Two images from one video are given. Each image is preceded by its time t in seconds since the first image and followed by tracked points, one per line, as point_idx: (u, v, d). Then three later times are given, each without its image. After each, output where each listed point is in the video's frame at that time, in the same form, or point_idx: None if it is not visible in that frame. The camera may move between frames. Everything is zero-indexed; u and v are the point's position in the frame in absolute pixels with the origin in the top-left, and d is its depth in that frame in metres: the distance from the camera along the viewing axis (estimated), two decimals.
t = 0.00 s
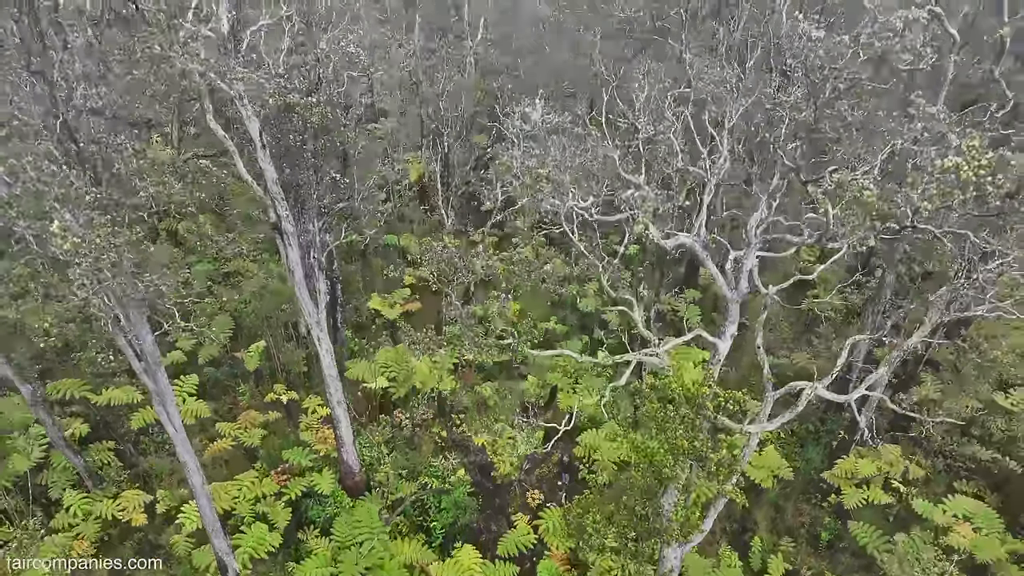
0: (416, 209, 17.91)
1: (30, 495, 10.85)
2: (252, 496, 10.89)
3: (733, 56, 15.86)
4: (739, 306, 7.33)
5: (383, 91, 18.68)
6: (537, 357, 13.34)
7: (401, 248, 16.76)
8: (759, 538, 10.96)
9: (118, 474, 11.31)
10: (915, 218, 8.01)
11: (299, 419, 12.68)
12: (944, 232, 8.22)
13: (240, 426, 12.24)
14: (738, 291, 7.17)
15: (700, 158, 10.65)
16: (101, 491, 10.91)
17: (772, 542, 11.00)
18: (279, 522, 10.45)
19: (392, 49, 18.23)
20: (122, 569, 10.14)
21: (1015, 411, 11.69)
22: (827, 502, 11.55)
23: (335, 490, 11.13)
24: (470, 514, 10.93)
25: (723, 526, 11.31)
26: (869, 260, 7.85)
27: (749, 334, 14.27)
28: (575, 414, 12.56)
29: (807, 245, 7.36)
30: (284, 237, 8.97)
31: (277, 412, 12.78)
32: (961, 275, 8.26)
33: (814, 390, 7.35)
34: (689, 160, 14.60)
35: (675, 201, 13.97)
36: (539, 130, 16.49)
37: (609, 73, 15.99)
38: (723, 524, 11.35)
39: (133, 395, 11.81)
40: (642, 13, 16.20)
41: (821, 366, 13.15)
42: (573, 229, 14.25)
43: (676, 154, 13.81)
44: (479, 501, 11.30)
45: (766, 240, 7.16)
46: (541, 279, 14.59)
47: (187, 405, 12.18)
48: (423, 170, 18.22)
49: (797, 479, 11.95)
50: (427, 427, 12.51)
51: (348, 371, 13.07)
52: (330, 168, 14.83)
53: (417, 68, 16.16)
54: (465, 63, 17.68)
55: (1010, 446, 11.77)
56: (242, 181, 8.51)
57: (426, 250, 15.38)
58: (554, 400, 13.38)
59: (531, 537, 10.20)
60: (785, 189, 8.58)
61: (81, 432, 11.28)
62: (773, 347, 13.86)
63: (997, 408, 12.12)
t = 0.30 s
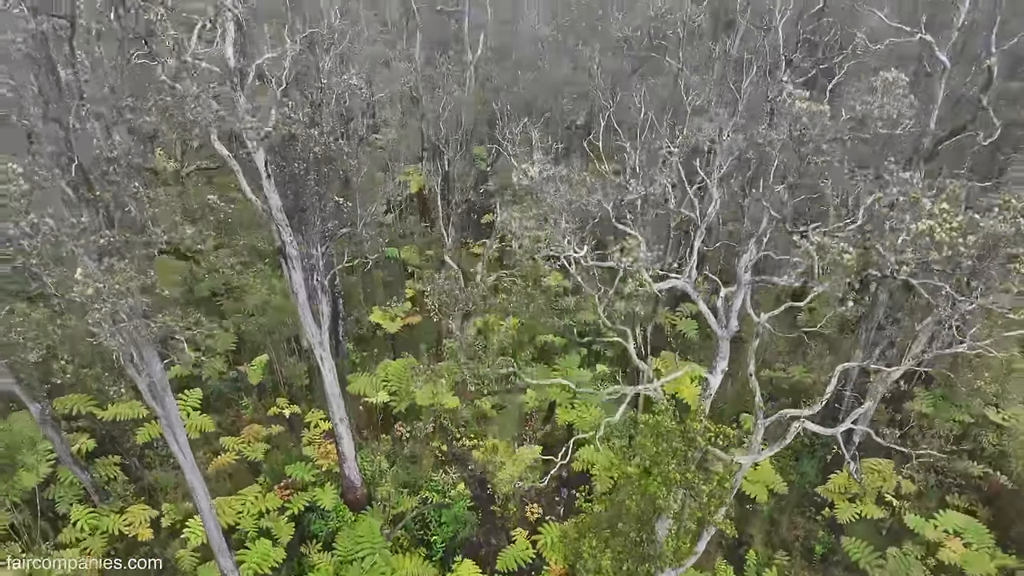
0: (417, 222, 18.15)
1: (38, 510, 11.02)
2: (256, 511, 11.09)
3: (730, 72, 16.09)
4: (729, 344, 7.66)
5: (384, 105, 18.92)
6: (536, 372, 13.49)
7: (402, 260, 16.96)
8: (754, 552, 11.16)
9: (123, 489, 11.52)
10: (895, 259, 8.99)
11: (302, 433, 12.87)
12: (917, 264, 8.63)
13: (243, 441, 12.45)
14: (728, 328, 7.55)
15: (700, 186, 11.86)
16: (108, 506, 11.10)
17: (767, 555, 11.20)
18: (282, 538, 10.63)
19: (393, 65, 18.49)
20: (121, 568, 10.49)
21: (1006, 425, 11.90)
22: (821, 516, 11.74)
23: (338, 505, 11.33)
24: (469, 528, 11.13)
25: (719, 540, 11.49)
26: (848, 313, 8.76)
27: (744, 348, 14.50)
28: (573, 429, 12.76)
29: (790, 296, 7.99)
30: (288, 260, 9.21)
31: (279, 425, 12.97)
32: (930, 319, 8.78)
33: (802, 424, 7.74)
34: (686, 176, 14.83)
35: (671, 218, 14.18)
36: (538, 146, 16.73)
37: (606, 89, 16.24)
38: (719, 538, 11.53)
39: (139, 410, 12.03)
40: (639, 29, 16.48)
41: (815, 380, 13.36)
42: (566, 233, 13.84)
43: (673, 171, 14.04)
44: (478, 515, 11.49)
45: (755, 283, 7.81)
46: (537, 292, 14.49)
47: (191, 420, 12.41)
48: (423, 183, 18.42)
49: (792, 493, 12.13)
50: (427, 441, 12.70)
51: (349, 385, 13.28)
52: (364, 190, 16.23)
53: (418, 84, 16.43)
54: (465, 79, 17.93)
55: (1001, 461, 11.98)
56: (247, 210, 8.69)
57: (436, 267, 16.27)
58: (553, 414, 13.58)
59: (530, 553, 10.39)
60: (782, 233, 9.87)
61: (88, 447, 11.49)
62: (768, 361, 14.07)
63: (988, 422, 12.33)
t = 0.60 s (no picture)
0: (417, 234, 18.36)
1: (46, 523, 11.30)
2: (260, 525, 11.30)
3: (725, 88, 16.41)
4: (721, 376, 8.50)
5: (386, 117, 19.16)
6: (536, 386, 13.69)
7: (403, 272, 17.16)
8: (750, 564, 11.37)
9: (130, 502, 11.72)
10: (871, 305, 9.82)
11: (305, 446, 13.07)
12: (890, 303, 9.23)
13: (247, 454, 12.64)
14: (719, 363, 8.40)
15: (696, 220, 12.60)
16: (114, 520, 11.30)
17: (762, 567, 11.41)
18: (286, 551, 10.83)
19: (394, 79, 18.78)
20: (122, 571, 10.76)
21: (997, 440, 12.10)
22: (815, 528, 11.95)
23: (341, 518, 11.51)
24: (469, 541, 11.36)
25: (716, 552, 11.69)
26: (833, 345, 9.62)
27: (741, 362, 14.75)
28: (572, 442, 12.99)
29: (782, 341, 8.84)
30: (293, 282, 9.53)
31: (282, 438, 13.17)
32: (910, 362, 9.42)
33: (793, 452, 8.57)
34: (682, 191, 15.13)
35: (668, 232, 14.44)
36: (537, 159, 16.99)
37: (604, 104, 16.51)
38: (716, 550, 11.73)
39: (144, 424, 12.20)
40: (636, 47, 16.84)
41: (812, 394, 13.59)
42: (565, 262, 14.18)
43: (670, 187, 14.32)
44: (478, 528, 11.71)
45: (746, 319, 8.54)
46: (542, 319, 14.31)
47: (196, 434, 12.57)
48: (423, 195, 18.62)
49: (787, 506, 12.35)
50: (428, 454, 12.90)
51: (352, 398, 13.44)
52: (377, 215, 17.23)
53: (419, 99, 16.69)
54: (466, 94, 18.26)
55: (993, 474, 12.18)
56: (254, 235, 9.26)
57: (439, 284, 16.74)
58: (551, 427, 13.84)
59: (529, 566, 10.61)
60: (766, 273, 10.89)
61: (94, 462, 11.73)
62: (764, 374, 14.34)
63: (981, 436, 12.53)
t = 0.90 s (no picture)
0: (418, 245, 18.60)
1: (55, 535, 11.55)
2: (264, 537, 11.50)
3: (720, 103, 16.76)
4: (714, 408, 9.20)
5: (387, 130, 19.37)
6: (536, 398, 13.90)
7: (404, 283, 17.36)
8: None
9: (137, 515, 11.94)
10: (849, 342, 10.56)
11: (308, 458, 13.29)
12: (871, 339, 9.68)
13: (252, 466, 12.85)
14: (711, 396, 9.07)
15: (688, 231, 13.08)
16: (122, 532, 11.53)
17: None
18: (290, 563, 11.03)
19: (396, 91, 19.09)
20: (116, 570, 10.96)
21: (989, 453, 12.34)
22: (810, 539, 12.16)
23: (344, 531, 11.72)
24: (470, 553, 11.61)
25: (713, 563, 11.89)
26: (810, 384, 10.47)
27: (738, 374, 14.97)
28: (571, 455, 13.24)
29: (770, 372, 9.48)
30: (297, 302, 9.76)
31: (286, 450, 13.39)
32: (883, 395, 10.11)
33: (783, 479, 8.97)
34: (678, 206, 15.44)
35: (665, 246, 14.69)
36: (536, 172, 17.25)
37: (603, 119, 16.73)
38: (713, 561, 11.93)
39: (151, 438, 12.40)
40: (633, 62, 17.23)
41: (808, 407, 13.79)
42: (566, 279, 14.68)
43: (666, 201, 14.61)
44: (478, 540, 11.94)
45: (737, 354, 9.24)
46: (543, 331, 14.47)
47: (201, 446, 12.78)
48: (424, 207, 18.87)
49: (782, 517, 12.56)
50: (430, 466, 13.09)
51: (354, 411, 13.66)
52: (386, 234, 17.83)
53: (421, 113, 16.93)
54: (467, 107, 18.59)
55: (984, 487, 12.41)
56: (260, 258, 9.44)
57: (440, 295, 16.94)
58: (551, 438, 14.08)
59: None
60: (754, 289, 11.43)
61: (102, 475, 11.95)
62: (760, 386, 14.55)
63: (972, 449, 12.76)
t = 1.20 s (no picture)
0: (419, 257, 18.82)
1: (63, 546, 11.75)
2: (269, 548, 11.70)
3: (716, 118, 17.15)
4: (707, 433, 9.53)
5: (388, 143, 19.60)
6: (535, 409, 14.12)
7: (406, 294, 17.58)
8: None
9: (143, 526, 12.13)
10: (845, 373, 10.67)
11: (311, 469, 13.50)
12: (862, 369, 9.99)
13: (256, 477, 13.08)
14: (705, 422, 9.45)
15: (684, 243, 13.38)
16: (129, 543, 11.72)
17: None
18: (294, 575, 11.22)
19: (398, 105, 19.49)
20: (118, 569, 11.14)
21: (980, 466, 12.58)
22: (805, 550, 12.37)
23: (347, 542, 11.90)
24: (472, 564, 11.74)
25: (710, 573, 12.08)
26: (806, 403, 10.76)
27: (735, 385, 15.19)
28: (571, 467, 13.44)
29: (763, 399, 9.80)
30: (302, 321, 9.98)
31: (289, 462, 13.61)
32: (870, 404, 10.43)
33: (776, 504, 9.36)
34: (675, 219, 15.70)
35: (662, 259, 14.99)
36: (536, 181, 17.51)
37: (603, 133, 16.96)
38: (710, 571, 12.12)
39: (157, 450, 12.61)
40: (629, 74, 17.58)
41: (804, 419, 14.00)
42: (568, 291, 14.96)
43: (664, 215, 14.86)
44: (479, 551, 12.10)
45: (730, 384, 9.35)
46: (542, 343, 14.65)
47: (206, 458, 12.99)
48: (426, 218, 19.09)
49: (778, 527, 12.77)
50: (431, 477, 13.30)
51: (357, 423, 13.89)
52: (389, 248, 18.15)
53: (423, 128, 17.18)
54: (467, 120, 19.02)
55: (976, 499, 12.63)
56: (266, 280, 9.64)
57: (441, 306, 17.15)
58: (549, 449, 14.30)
59: None
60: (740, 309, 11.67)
61: (109, 487, 12.15)
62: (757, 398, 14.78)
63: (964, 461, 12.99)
